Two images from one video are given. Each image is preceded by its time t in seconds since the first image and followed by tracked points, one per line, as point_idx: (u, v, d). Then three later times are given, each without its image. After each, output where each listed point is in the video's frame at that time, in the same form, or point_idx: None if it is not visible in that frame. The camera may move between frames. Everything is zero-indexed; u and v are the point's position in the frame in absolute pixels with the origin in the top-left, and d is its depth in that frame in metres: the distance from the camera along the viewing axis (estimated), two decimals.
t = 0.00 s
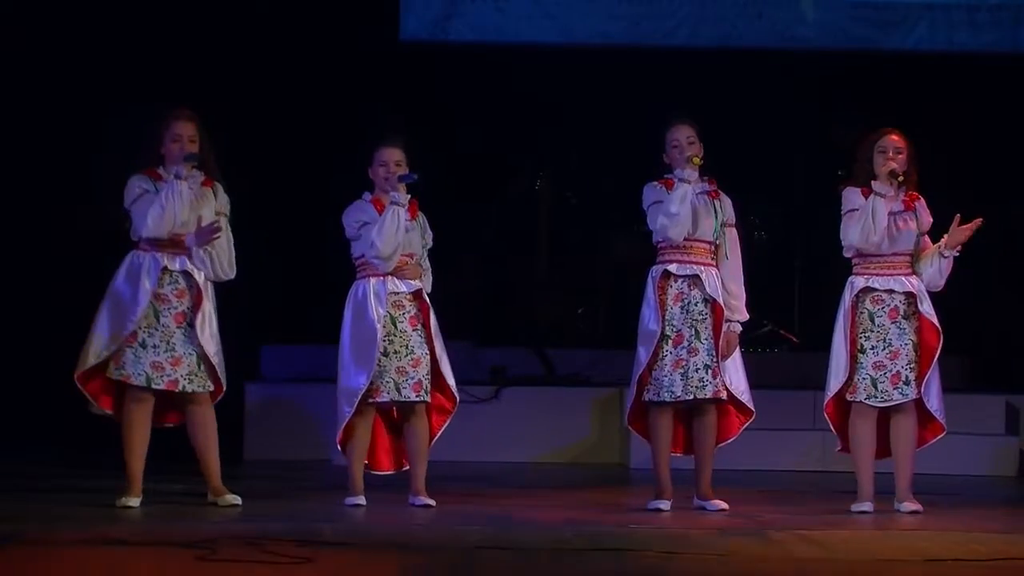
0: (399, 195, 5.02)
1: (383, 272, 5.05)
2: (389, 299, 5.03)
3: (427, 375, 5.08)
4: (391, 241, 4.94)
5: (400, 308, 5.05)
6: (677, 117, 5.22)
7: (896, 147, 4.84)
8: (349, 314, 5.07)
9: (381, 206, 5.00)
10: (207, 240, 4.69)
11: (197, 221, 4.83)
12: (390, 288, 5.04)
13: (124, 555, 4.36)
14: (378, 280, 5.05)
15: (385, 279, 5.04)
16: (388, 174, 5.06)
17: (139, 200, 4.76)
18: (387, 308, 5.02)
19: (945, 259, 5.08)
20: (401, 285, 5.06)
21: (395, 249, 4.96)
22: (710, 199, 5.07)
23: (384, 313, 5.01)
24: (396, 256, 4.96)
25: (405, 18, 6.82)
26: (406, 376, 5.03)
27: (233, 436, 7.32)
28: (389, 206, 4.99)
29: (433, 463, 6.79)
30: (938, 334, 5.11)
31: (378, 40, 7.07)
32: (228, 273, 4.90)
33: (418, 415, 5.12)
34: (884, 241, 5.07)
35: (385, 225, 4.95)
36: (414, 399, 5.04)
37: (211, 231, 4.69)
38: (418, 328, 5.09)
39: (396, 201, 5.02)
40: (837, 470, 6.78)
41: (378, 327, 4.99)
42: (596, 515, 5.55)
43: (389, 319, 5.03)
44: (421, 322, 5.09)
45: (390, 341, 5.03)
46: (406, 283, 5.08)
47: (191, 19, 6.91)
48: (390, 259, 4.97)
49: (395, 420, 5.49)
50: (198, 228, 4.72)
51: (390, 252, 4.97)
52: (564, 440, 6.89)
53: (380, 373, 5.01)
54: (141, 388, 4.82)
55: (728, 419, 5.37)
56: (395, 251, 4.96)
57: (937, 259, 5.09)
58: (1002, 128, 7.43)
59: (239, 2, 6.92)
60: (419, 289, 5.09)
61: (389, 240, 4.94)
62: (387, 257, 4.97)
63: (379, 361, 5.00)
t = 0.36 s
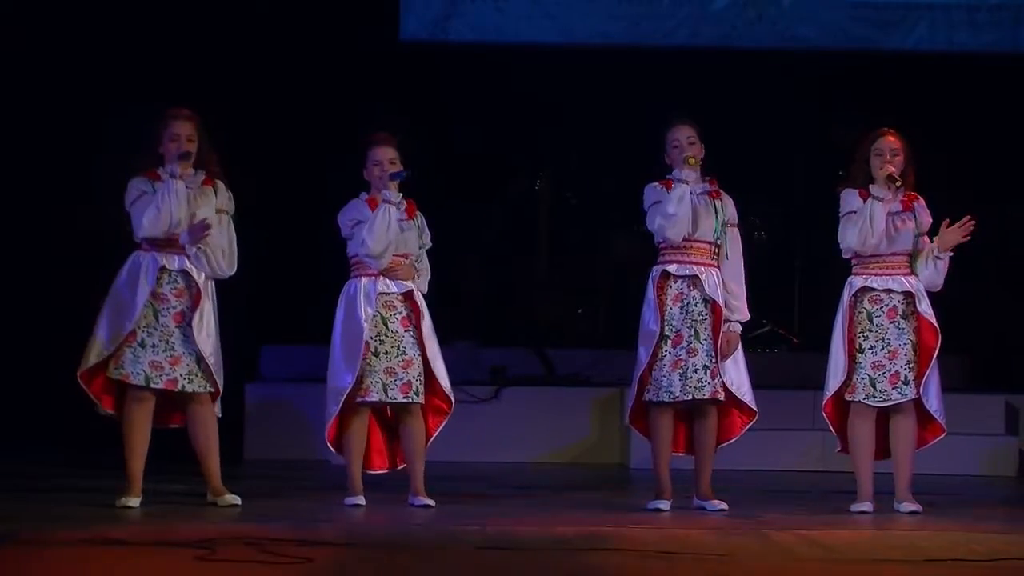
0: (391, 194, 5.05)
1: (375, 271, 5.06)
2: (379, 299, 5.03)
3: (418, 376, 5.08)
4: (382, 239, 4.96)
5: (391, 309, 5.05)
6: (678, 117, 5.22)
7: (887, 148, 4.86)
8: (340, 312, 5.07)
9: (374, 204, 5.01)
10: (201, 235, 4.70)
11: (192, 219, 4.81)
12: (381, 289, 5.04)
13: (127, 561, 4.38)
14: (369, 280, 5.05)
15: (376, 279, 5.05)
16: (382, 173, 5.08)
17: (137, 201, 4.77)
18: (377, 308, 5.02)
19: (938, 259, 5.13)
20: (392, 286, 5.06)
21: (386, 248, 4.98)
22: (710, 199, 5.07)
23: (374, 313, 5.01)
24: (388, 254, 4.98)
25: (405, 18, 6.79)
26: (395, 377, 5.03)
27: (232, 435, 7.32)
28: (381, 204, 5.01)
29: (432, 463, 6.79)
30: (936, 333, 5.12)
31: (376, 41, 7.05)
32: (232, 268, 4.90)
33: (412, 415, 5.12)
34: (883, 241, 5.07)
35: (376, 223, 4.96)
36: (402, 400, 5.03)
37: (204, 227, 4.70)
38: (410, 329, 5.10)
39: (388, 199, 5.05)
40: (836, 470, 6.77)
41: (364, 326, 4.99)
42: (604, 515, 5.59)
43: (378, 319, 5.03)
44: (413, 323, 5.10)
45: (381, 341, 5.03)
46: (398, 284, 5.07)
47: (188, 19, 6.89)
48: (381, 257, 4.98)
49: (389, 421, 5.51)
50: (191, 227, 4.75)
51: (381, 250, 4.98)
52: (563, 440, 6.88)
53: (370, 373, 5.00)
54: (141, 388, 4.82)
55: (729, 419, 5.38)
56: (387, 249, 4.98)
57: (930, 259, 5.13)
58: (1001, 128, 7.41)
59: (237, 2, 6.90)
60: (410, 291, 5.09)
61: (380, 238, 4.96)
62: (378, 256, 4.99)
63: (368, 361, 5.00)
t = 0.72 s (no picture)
0: (388, 196, 5.06)
1: (375, 271, 5.06)
2: (378, 298, 5.05)
3: (418, 376, 5.09)
4: (377, 243, 4.96)
5: (393, 307, 5.07)
6: (678, 117, 5.22)
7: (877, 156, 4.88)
8: (344, 311, 5.08)
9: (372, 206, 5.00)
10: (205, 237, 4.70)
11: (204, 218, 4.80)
12: (380, 287, 5.04)
13: (122, 554, 4.36)
14: (369, 280, 5.06)
15: (376, 277, 5.05)
16: (381, 174, 5.10)
17: (147, 201, 4.79)
18: (376, 306, 5.04)
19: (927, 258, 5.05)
20: (392, 283, 5.06)
21: (383, 251, 4.98)
22: (710, 199, 5.07)
23: (373, 312, 5.03)
24: (384, 257, 4.98)
25: (401, 18, 6.78)
26: (394, 376, 5.05)
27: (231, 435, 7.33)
28: (379, 207, 5.01)
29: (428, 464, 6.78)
30: (936, 332, 5.12)
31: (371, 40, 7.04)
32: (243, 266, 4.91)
33: (412, 414, 5.13)
34: (882, 244, 5.09)
35: (371, 226, 4.96)
36: (400, 399, 5.05)
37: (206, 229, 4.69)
38: (411, 329, 5.11)
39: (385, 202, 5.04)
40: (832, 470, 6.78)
41: (362, 326, 5.01)
42: (603, 516, 5.63)
43: (379, 318, 5.05)
44: (415, 322, 5.09)
45: (380, 340, 5.05)
46: (399, 283, 5.07)
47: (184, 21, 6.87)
48: (378, 260, 4.98)
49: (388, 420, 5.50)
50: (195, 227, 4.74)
51: (378, 253, 4.98)
52: (558, 440, 6.88)
53: (367, 370, 5.02)
54: (151, 389, 4.84)
55: (729, 418, 5.40)
56: (382, 252, 4.97)
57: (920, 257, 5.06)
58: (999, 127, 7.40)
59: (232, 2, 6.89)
60: (411, 288, 5.09)
61: (375, 244, 4.95)
62: (375, 258, 4.99)
63: (366, 360, 5.02)
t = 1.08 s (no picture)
0: (385, 196, 5.07)
1: (375, 273, 5.06)
2: (381, 301, 5.05)
3: (420, 375, 5.10)
4: (375, 244, 4.96)
5: (394, 309, 5.07)
6: (662, 116, 5.23)
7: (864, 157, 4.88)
8: (344, 313, 5.09)
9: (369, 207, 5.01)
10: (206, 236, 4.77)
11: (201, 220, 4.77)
12: (381, 291, 5.06)
13: (109, 554, 4.36)
14: (370, 282, 5.07)
15: (377, 280, 5.06)
16: (377, 173, 5.11)
17: (146, 202, 4.75)
18: (379, 310, 5.04)
19: (905, 257, 5.15)
20: (393, 286, 5.07)
21: (381, 251, 4.98)
22: (698, 198, 5.10)
23: (375, 316, 5.04)
24: (383, 258, 4.98)
25: (386, 18, 6.76)
26: (397, 377, 5.05)
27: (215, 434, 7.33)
28: (376, 207, 5.01)
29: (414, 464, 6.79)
30: (924, 335, 5.18)
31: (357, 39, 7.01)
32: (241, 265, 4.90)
33: (406, 415, 5.15)
34: (868, 243, 5.14)
35: (369, 227, 4.97)
36: (405, 400, 5.06)
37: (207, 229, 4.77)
38: (412, 329, 5.11)
39: (382, 202, 5.05)
40: (818, 470, 6.79)
41: (365, 329, 5.02)
42: (588, 514, 5.67)
43: (381, 320, 5.06)
44: (417, 322, 5.11)
45: (381, 343, 5.06)
46: (399, 285, 5.07)
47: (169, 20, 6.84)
48: (377, 260, 4.98)
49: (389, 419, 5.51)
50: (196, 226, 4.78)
51: (376, 254, 4.98)
52: (541, 441, 6.88)
53: (370, 373, 5.03)
54: (150, 390, 4.81)
55: (714, 419, 5.41)
56: (381, 254, 4.97)
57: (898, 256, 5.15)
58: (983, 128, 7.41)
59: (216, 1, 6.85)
60: (412, 290, 5.09)
61: (373, 243, 4.95)
62: (374, 259, 4.98)
63: (367, 362, 5.03)
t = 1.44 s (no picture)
0: (367, 198, 5.03)
1: (354, 273, 5.05)
2: (360, 300, 5.03)
3: (396, 375, 5.09)
4: (359, 244, 4.93)
5: (371, 309, 5.06)
6: (632, 116, 5.23)
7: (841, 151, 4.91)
8: (320, 318, 5.05)
9: (350, 207, 4.97)
10: (185, 227, 4.78)
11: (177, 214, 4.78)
12: (360, 290, 5.03)
13: (80, 553, 4.35)
14: (349, 281, 5.05)
15: (356, 279, 5.04)
16: (358, 176, 5.07)
17: (119, 199, 4.71)
18: (357, 309, 5.02)
19: (879, 255, 5.13)
20: (371, 286, 5.06)
21: (363, 253, 4.96)
22: (670, 198, 5.11)
23: (355, 314, 5.02)
24: (366, 259, 4.96)
25: (361, 18, 6.75)
26: (372, 377, 5.04)
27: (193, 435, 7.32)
28: (357, 209, 4.97)
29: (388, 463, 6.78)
30: (899, 335, 5.19)
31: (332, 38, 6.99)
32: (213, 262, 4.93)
33: (380, 415, 5.14)
34: (845, 242, 5.14)
35: (353, 227, 4.93)
36: (380, 399, 5.05)
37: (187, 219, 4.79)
38: (387, 329, 5.10)
39: (364, 203, 5.01)
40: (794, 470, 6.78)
41: (346, 328, 4.99)
42: (562, 516, 5.70)
43: (358, 319, 5.03)
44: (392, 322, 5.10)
45: (358, 342, 5.03)
46: (377, 285, 5.08)
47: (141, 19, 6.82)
48: (358, 261, 4.97)
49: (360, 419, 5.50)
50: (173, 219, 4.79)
51: (358, 254, 4.97)
52: (516, 441, 6.88)
53: (347, 374, 5.01)
54: (123, 390, 4.79)
55: (688, 420, 5.42)
56: (364, 254, 4.96)
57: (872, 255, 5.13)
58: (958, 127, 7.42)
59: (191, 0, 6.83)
60: (390, 291, 5.09)
61: (357, 244, 4.93)
62: (355, 259, 4.97)
63: (346, 362, 5.01)
